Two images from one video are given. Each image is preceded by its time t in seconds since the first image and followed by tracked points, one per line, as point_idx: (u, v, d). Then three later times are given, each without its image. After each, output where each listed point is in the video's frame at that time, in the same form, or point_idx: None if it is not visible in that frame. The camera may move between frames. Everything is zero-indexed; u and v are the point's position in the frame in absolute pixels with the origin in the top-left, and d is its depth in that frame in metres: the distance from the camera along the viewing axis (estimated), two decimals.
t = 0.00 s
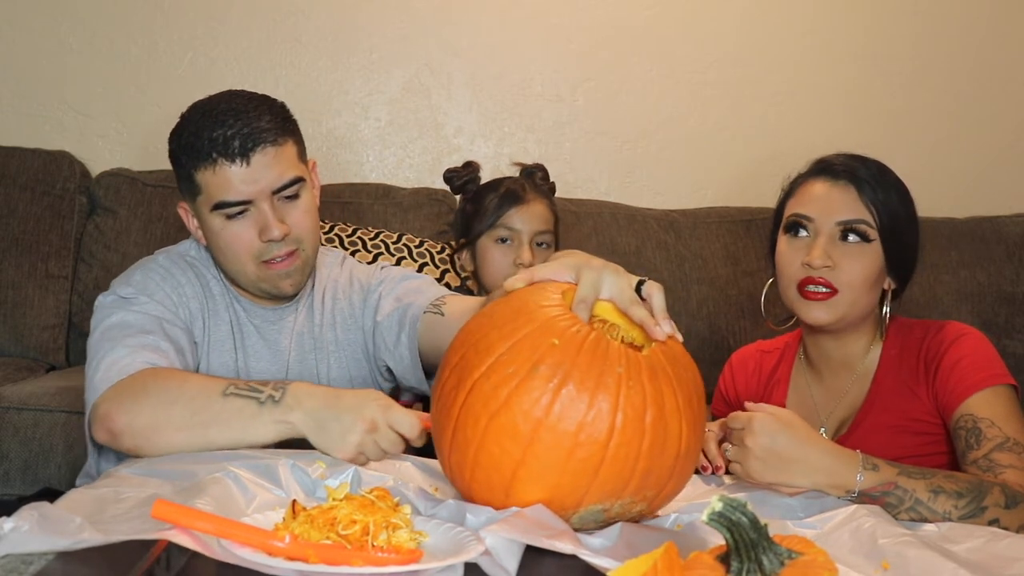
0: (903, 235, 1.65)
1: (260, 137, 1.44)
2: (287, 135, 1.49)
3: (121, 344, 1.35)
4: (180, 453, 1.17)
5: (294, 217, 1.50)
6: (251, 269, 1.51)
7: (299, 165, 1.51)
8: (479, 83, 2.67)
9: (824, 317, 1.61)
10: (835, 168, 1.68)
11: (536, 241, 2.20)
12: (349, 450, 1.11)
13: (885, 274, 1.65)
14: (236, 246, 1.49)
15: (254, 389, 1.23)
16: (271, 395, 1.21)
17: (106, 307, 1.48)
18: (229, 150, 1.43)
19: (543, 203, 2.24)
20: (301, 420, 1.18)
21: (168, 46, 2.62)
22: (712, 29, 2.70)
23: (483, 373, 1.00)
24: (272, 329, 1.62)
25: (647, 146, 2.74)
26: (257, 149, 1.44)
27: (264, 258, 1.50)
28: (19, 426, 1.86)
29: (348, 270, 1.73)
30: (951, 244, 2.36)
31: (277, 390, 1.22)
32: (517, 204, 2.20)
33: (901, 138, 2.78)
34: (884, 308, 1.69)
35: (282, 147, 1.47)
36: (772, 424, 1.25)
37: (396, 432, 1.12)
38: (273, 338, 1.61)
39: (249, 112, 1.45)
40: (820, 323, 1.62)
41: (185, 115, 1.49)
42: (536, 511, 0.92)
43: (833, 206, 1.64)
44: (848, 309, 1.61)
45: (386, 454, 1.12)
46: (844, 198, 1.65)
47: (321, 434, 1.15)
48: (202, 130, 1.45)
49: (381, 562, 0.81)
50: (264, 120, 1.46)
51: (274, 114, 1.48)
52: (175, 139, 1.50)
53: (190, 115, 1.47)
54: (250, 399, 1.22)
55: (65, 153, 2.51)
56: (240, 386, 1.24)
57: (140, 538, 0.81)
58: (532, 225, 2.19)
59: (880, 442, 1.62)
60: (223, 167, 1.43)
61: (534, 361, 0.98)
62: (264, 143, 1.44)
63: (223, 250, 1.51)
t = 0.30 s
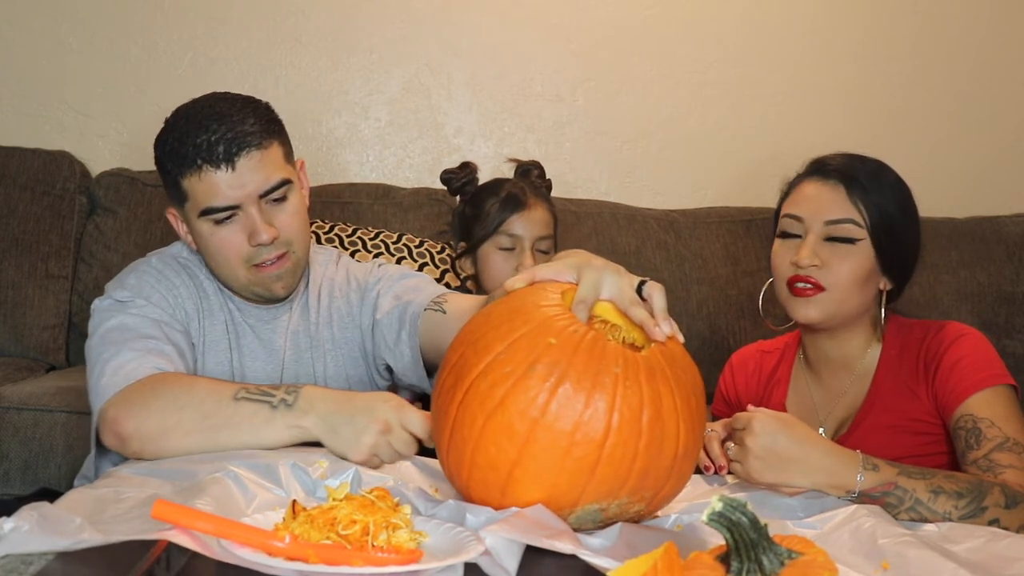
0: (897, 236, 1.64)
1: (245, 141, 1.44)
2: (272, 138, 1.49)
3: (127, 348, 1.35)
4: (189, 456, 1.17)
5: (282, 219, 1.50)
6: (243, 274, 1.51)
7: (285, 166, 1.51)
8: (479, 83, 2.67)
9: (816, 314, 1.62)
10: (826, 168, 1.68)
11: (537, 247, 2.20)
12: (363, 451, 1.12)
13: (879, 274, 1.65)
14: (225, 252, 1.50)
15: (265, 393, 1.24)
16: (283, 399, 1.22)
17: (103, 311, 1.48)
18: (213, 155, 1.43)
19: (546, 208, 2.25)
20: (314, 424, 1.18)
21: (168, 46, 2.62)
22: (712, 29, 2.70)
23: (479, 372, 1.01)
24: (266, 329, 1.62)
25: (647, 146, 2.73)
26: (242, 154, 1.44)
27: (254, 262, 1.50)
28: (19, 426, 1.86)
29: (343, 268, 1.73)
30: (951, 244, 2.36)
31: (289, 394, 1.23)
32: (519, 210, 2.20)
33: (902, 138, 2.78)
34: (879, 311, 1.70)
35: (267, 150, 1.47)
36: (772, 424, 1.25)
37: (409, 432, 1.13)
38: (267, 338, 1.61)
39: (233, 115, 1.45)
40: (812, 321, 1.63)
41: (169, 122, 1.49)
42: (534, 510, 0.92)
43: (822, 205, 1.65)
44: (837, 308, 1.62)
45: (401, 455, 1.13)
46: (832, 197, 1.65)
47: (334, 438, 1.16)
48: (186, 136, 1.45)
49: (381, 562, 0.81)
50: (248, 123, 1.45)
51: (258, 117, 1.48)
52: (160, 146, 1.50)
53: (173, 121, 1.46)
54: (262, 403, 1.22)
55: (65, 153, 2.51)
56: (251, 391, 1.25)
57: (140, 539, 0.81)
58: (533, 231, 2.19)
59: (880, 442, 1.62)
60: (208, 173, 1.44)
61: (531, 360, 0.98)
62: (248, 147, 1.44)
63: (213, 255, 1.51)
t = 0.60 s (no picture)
0: (888, 239, 1.64)
1: (251, 140, 1.44)
2: (277, 137, 1.48)
3: (111, 349, 1.35)
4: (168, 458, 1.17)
5: (286, 219, 1.50)
6: (246, 273, 1.52)
7: (290, 165, 1.51)
8: (479, 83, 2.67)
9: (800, 314, 1.65)
10: (808, 168, 1.72)
11: (539, 248, 2.21)
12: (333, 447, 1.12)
13: (867, 272, 1.66)
14: (229, 250, 1.50)
15: (243, 393, 1.23)
16: (260, 399, 1.21)
17: (99, 310, 1.48)
18: (219, 154, 1.43)
19: (547, 209, 2.25)
20: (288, 422, 1.18)
21: (168, 46, 2.62)
22: (712, 29, 2.70)
23: (489, 368, 1.01)
24: (267, 328, 1.62)
25: (647, 146, 2.74)
26: (247, 152, 1.43)
27: (258, 261, 1.51)
28: (19, 426, 1.86)
29: (347, 268, 1.74)
30: (950, 244, 2.36)
31: (266, 394, 1.22)
32: (522, 211, 2.21)
33: (902, 138, 2.78)
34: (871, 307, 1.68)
35: (272, 149, 1.46)
36: (772, 424, 1.25)
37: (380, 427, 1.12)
38: (268, 337, 1.61)
39: (239, 114, 1.44)
40: (797, 320, 1.66)
41: (174, 119, 1.48)
42: (540, 510, 0.92)
43: (801, 203, 1.69)
44: (818, 305, 1.64)
45: (372, 451, 1.11)
46: (810, 195, 1.68)
47: (305, 432, 1.15)
48: (192, 134, 1.45)
49: (380, 562, 0.81)
50: (254, 122, 1.45)
51: (264, 116, 1.47)
52: (165, 142, 1.49)
53: (179, 119, 1.46)
54: (238, 403, 1.22)
55: (65, 153, 2.51)
56: (229, 391, 1.24)
57: (139, 539, 0.82)
58: (535, 232, 2.20)
59: (880, 442, 1.62)
60: (213, 171, 1.43)
61: (542, 357, 0.98)
62: (254, 146, 1.44)
63: (216, 253, 1.51)
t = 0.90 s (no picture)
0: (883, 241, 1.64)
1: (254, 138, 1.44)
2: (281, 136, 1.48)
3: (116, 350, 1.35)
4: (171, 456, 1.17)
5: (290, 218, 1.50)
6: (250, 272, 1.52)
7: (294, 165, 1.51)
8: (479, 83, 2.67)
9: (793, 314, 1.66)
10: (806, 168, 1.72)
11: (541, 250, 2.22)
12: (335, 439, 1.10)
13: (861, 273, 1.66)
14: (233, 249, 1.50)
15: (246, 388, 1.23)
16: (263, 393, 1.21)
17: (103, 311, 1.48)
18: (223, 152, 1.43)
19: (547, 210, 2.25)
20: (291, 415, 1.17)
21: (168, 46, 2.62)
22: (712, 29, 2.70)
23: (485, 370, 1.01)
24: (269, 329, 1.62)
25: (647, 146, 2.74)
26: (251, 151, 1.44)
27: (263, 260, 1.50)
28: (19, 426, 1.86)
29: (348, 269, 1.74)
30: (951, 244, 2.36)
31: (269, 388, 1.22)
32: (522, 213, 2.21)
33: (902, 138, 2.78)
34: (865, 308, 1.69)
35: (276, 148, 1.46)
36: (771, 425, 1.25)
37: (382, 422, 1.09)
38: (270, 338, 1.62)
39: (243, 113, 1.45)
40: (790, 320, 1.66)
41: (178, 119, 1.48)
42: (537, 510, 0.92)
43: (797, 203, 1.69)
44: (812, 305, 1.64)
45: (374, 447, 1.09)
46: (806, 195, 1.68)
47: (308, 425, 1.14)
48: (196, 133, 1.45)
49: (380, 562, 0.81)
50: (258, 120, 1.45)
51: (268, 115, 1.48)
52: (169, 142, 1.50)
53: (183, 118, 1.46)
54: (241, 399, 1.21)
55: (65, 153, 2.51)
56: (233, 387, 1.24)
57: (140, 539, 0.82)
58: (536, 234, 2.21)
59: (880, 442, 1.62)
60: (217, 170, 1.43)
61: (537, 358, 0.98)
62: (258, 144, 1.44)
63: (220, 252, 1.51)
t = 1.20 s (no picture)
0: (882, 242, 1.64)
1: (260, 137, 1.44)
2: (287, 136, 1.49)
3: (124, 350, 1.35)
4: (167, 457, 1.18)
5: (295, 217, 1.50)
6: (254, 270, 1.51)
7: (300, 165, 1.51)
8: (479, 83, 2.67)
9: (792, 315, 1.66)
10: (807, 169, 1.72)
11: (541, 251, 2.23)
12: (342, 436, 1.09)
13: (861, 274, 1.66)
14: (239, 247, 1.50)
15: (255, 389, 1.23)
16: (272, 393, 1.21)
17: (109, 310, 1.48)
18: (229, 150, 1.43)
19: (547, 211, 2.26)
20: (298, 414, 1.17)
21: (168, 46, 2.62)
22: (712, 29, 2.70)
23: (478, 371, 1.01)
24: (274, 329, 1.62)
25: (647, 146, 2.74)
26: (257, 150, 1.44)
27: (267, 259, 1.50)
28: (19, 426, 1.86)
29: (351, 269, 1.73)
30: (950, 244, 2.36)
31: (278, 389, 1.22)
32: (522, 214, 2.21)
33: (902, 138, 2.78)
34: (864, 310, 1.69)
35: (283, 147, 1.47)
36: (770, 427, 1.25)
37: (388, 419, 1.08)
38: (274, 338, 1.62)
39: (250, 113, 1.45)
40: (790, 321, 1.66)
41: (185, 118, 1.49)
42: (531, 511, 0.92)
43: (797, 204, 1.69)
44: (811, 306, 1.64)
45: (381, 445, 1.07)
46: (806, 196, 1.68)
47: (315, 423, 1.14)
48: (203, 132, 1.45)
49: (380, 562, 0.81)
50: (265, 120, 1.45)
51: (274, 115, 1.48)
52: (176, 141, 1.50)
53: (190, 117, 1.47)
54: (250, 399, 1.21)
55: (65, 153, 2.51)
56: (242, 388, 1.24)
57: (140, 539, 0.82)
58: (537, 235, 2.21)
59: (879, 442, 1.62)
60: (223, 169, 1.44)
61: (529, 359, 0.98)
62: (265, 143, 1.44)
63: (225, 251, 1.51)
